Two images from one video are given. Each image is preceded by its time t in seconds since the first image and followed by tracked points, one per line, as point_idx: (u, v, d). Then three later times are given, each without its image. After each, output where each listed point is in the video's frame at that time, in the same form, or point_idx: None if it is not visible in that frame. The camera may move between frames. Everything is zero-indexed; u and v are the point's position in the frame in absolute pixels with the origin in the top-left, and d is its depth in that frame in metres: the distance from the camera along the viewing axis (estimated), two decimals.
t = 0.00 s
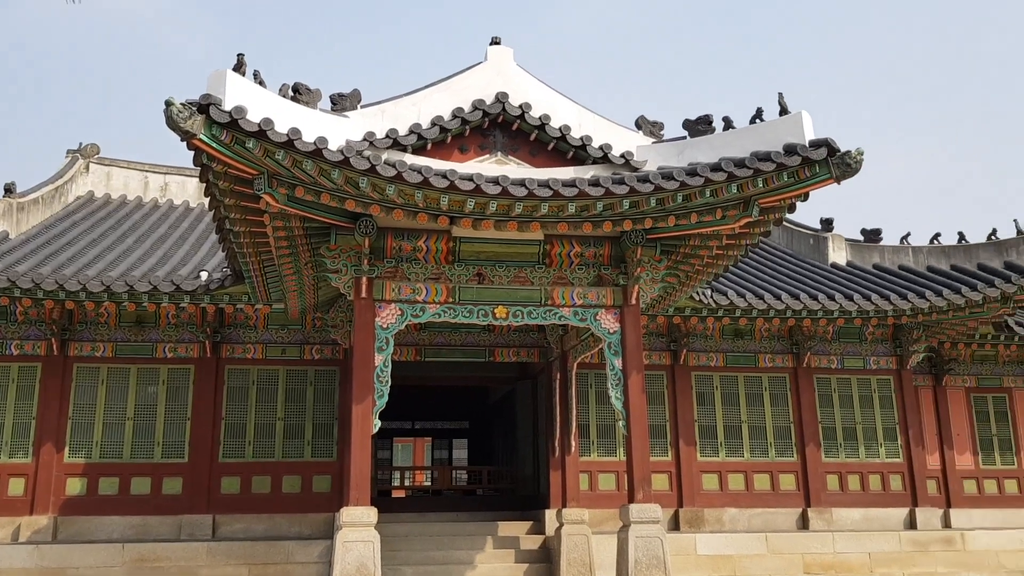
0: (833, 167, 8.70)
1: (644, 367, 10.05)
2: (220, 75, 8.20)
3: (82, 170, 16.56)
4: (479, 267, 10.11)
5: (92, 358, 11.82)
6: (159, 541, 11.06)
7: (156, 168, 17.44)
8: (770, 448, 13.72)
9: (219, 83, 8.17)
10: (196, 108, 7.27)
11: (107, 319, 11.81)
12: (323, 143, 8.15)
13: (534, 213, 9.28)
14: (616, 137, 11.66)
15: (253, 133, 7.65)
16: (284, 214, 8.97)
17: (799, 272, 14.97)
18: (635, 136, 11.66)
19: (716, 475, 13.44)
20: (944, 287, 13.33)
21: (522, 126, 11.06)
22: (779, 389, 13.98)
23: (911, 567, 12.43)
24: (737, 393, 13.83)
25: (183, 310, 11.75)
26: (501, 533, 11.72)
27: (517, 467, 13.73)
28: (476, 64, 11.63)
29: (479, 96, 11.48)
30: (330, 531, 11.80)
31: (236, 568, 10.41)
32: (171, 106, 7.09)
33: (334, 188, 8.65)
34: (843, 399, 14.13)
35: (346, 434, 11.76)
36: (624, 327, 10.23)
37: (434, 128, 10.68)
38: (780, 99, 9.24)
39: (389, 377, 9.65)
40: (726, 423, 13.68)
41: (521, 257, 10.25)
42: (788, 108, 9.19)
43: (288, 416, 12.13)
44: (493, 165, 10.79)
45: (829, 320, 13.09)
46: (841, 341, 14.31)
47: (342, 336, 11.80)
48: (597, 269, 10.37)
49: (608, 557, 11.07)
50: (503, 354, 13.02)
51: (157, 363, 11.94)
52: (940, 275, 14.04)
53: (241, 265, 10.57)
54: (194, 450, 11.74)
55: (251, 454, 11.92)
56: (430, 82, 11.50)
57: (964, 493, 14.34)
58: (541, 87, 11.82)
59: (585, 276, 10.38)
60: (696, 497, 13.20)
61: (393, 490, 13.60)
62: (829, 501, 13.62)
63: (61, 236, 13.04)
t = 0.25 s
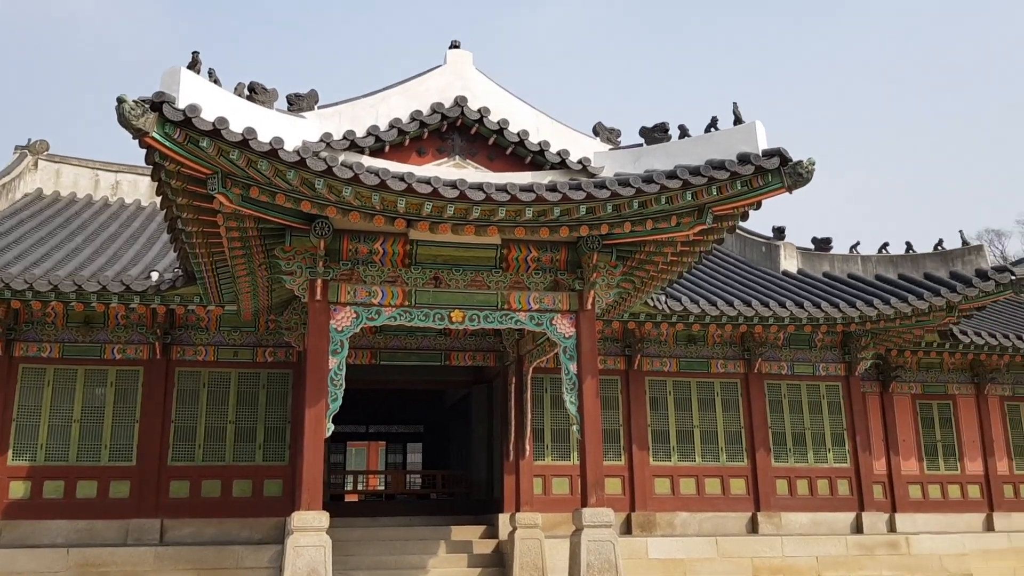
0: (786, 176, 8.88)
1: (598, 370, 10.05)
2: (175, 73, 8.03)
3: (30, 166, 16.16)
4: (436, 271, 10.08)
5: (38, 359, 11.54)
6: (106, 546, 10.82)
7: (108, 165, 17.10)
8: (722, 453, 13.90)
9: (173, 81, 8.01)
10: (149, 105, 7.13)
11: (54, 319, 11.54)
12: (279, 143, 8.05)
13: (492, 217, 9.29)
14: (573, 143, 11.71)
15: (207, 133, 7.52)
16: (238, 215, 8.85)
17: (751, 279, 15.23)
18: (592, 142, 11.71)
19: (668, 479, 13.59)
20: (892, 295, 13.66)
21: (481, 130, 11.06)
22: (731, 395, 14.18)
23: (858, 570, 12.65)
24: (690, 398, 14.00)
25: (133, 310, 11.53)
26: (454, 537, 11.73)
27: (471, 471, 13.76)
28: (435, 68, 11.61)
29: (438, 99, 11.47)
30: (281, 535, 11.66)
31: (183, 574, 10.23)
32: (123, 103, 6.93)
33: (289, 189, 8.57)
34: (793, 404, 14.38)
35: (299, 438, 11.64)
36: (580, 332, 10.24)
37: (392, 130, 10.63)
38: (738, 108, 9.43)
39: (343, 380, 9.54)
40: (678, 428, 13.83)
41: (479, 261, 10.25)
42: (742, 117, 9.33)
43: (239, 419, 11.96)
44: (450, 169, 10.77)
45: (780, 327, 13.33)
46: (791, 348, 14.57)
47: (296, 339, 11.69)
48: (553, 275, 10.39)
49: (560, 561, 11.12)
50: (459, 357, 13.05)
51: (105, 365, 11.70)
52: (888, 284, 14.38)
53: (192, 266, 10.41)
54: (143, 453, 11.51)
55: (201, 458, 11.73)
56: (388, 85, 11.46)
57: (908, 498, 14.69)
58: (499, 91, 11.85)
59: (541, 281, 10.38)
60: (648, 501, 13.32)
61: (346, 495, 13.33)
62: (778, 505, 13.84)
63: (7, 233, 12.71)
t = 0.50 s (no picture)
0: (727, 182, 9.02)
1: (543, 373, 10.15)
2: (115, 65, 7.86)
3: None
4: (381, 271, 10.01)
5: None
6: (35, 548, 10.51)
7: (43, 158, 16.64)
8: (662, 454, 14.10)
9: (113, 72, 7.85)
10: (86, 97, 6.93)
11: None
12: (221, 139, 7.89)
13: (438, 217, 9.27)
14: (521, 145, 11.67)
15: (147, 126, 7.35)
16: (178, 211, 8.66)
17: (693, 282, 15.50)
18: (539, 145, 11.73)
19: (609, 480, 13.73)
20: (829, 299, 14.03)
21: (428, 130, 10.99)
22: (672, 396, 14.40)
23: (792, 570, 12.99)
24: (632, 399, 14.17)
25: (67, 307, 11.24)
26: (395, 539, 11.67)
27: (414, 472, 13.75)
28: (382, 66, 11.56)
29: (385, 97, 11.40)
30: (218, 537, 11.44)
31: None
32: (59, 94, 6.73)
33: (231, 185, 8.42)
34: (733, 406, 14.67)
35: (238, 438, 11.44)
36: (525, 334, 10.24)
37: (338, 128, 10.49)
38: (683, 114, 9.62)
39: (284, 380, 9.37)
40: (620, 429, 13.99)
41: (424, 261, 10.20)
42: (686, 123, 9.49)
43: (177, 419, 11.71)
44: (397, 168, 10.73)
45: (720, 329, 13.59)
46: (731, 350, 14.85)
47: (237, 338, 11.51)
48: (498, 276, 10.36)
49: (501, 561, 11.16)
50: (403, 357, 13.01)
51: (38, 362, 11.36)
52: (825, 289, 14.76)
53: (130, 262, 10.15)
54: (76, 453, 11.20)
55: (137, 458, 11.45)
56: (334, 82, 11.34)
57: (842, 498, 15.10)
58: (447, 91, 11.84)
59: (487, 282, 10.34)
60: (589, 502, 13.45)
61: (286, 496, 13.31)
62: (717, 505, 14.10)
63: None
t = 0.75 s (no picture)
0: (684, 185, 9.10)
1: (499, 372, 10.05)
2: (67, 57, 7.72)
3: None
4: (338, 270, 9.93)
5: None
6: None
7: None
8: (617, 454, 14.22)
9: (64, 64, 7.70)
10: (36, 90, 6.77)
11: None
12: (175, 134, 7.76)
13: (396, 216, 9.24)
14: (481, 145, 11.67)
15: (100, 120, 7.20)
16: (130, 207, 8.49)
17: (649, 284, 15.66)
18: (498, 145, 11.74)
19: (565, 480, 13.80)
20: (782, 302, 14.28)
21: (387, 128, 10.89)
22: (628, 397, 14.53)
23: (744, 570, 13.17)
24: (588, 400, 14.27)
25: (15, 303, 10.97)
26: (350, 540, 11.60)
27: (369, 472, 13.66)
28: (342, 64, 11.49)
29: (344, 95, 11.34)
30: (169, 538, 11.24)
31: None
32: (8, 86, 6.56)
33: (185, 181, 8.29)
34: (687, 407, 14.85)
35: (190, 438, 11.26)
36: (482, 334, 10.25)
37: (295, 125, 10.37)
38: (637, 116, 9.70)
39: (238, 380, 9.23)
40: (577, 429, 14.08)
41: (383, 260, 10.14)
42: (644, 127, 9.59)
43: (127, 418, 11.49)
44: (355, 167, 10.64)
45: (675, 331, 13.75)
46: (686, 352, 15.04)
47: (190, 336, 11.33)
48: (457, 276, 10.34)
49: (456, 562, 11.14)
50: (360, 357, 12.90)
51: None
52: (778, 292, 15.02)
53: (80, 259, 9.94)
54: (23, 452, 10.94)
55: (86, 458, 11.22)
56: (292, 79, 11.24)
57: (793, 498, 15.38)
58: (407, 90, 11.82)
59: (445, 282, 10.32)
60: (545, 502, 13.50)
61: (239, 496, 13.17)
62: (670, 505, 14.25)
63: None
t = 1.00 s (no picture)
0: (653, 183, 9.18)
1: (470, 369, 10.12)
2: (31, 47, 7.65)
3: None
4: (308, 264, 9.87)
5: None
6: None
7: None
8: (585, 450, 14.31)
9: (28, 54, 7.63)
10: None
11: None
12: (142, 126, 7.65)
13: (366, 211, 9.20)
14: (451, 141, 11.70)
15: (64, 111, 7.08)
16: (96, 199, 8.37)
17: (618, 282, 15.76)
18: (470, 141, 11.73)
19: (533, 475, 13.86)
20: (749, 300, 14.44)
21: (357, 123, 10.79)
22: (596, 393, 14.62)
23: (709, 563, 13.13)
24: (557, 396, 14.33)
25: None
26: (317, 535, 11.56)
27: (337, 468, 13.61)
28: (313, 57, 11.41)
29: (315, 88, 11.26)
30: (133, 534, 11.12)
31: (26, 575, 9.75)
32: None
33: (152, 174, 8.20)
34: (656, 403, 14.98)
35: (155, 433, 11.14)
36: (452, 330, 10.25)
37: (264, 118, 10.31)
38: (609, 115, 9.74)
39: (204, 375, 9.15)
40: (545, 425, 14.14)
41: (352, 254, 10.08)
42: (615, 125, 9.64)
43: (91, 412, 11.35)
44: (325, 161, 10.52)
45: (644, 328, 13.85)
46: (654, 349, 15.17)
47: (156, 330, 11.21)
48: (427, 272, 10.31)
49: (424, 557, 11.15)
50: (329, 353, 12.88)
51: None
52: (745, 290, 15.19)
53: (45, 252, 9.84)
54: None
55: (49, 453, 11.08)
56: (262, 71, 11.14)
57: (758, 494, 15.60)
58: (379, 84, 11.77)
59: (415, 277, 10.30)
60: (513, 498, 13.56)
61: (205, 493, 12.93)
62: (637, 501, 14.37)
63: None
